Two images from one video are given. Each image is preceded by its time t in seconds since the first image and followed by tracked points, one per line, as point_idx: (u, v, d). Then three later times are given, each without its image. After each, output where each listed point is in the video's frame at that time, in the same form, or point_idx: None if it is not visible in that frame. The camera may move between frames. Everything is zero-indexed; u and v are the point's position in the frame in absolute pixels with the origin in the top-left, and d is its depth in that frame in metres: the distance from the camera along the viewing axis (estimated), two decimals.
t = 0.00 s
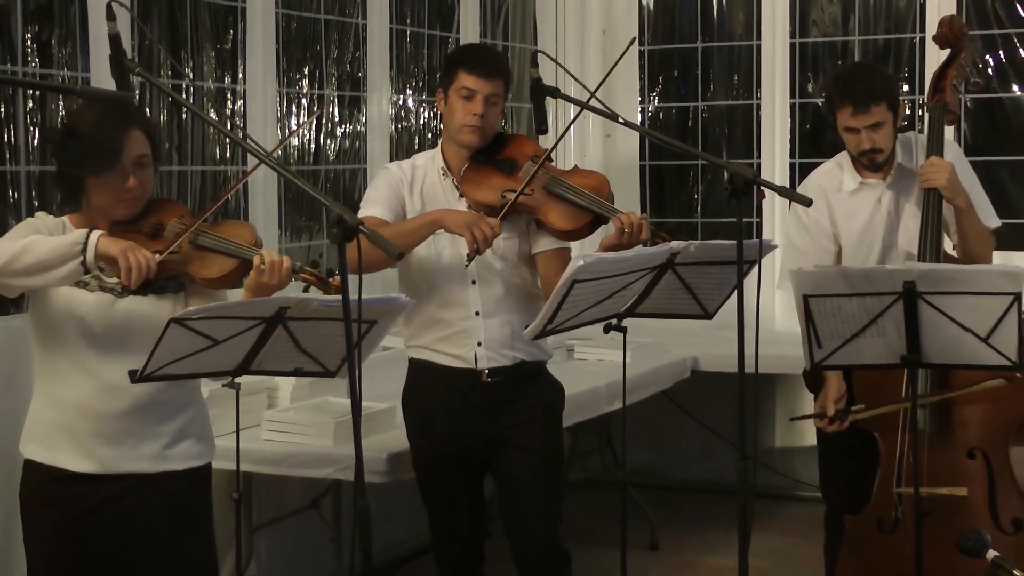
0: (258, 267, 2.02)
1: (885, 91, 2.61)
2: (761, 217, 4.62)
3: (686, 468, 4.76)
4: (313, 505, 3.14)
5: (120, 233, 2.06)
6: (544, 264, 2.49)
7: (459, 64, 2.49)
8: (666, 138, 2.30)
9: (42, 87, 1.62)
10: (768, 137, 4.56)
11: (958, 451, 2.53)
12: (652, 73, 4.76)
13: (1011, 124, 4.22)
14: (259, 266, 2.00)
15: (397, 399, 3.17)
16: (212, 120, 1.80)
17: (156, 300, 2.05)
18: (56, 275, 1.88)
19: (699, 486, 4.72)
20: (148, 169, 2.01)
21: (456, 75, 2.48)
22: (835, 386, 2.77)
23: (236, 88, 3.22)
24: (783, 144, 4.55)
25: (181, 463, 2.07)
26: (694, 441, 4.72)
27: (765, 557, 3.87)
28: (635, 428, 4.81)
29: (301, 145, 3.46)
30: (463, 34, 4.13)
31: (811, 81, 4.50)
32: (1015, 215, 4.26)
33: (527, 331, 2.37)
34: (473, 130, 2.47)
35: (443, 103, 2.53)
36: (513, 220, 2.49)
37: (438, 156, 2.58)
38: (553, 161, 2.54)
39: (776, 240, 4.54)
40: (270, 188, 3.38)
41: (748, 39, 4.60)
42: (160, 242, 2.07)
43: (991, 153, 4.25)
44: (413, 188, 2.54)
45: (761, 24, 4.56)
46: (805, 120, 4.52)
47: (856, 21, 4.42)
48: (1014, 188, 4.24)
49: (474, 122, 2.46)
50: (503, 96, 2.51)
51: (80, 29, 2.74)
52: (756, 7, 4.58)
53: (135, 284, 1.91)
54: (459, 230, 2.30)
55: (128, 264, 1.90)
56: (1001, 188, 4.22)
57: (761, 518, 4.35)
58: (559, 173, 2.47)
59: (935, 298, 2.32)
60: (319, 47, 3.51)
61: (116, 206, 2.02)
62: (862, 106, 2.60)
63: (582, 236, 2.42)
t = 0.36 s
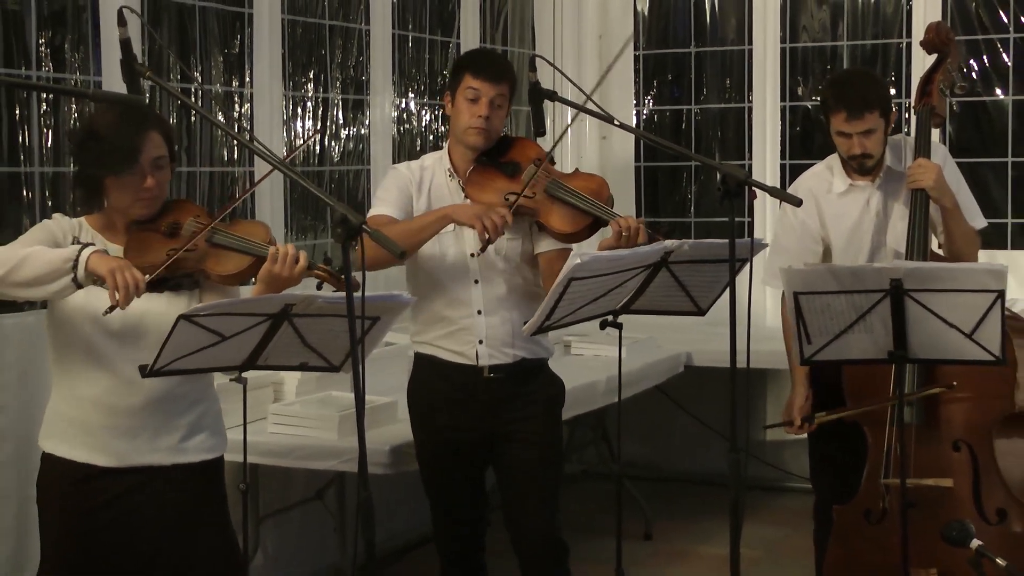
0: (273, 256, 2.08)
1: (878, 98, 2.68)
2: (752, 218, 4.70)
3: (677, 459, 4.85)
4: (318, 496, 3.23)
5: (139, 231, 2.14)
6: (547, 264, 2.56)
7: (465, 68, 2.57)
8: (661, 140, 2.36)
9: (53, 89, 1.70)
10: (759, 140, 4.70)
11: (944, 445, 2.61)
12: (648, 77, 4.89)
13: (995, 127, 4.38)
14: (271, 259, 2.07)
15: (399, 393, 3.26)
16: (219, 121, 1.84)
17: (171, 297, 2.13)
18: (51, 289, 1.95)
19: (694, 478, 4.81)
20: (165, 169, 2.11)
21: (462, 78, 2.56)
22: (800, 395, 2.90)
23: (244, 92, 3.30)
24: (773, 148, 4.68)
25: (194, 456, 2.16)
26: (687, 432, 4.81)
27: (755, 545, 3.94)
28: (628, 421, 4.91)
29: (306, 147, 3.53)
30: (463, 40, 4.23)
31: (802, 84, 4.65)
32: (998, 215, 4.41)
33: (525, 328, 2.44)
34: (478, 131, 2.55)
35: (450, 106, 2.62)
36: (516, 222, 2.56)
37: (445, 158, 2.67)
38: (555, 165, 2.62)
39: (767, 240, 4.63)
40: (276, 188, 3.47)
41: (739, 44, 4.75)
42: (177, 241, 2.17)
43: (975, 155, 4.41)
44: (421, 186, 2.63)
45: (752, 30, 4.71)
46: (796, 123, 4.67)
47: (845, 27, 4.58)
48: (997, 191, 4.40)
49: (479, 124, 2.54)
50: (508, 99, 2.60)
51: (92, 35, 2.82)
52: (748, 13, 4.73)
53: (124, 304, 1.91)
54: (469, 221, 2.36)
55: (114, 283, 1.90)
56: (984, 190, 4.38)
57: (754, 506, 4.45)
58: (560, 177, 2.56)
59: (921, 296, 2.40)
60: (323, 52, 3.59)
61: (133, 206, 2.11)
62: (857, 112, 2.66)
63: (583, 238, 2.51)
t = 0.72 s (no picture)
0: (281, 262, 2.19)
1: (883, 111, 2.73)
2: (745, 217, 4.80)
3: (675, 451, 4.99)
4: (324, 486, 3.31)
5: (149, 230, 2.24)
6: (553, 259, 2.64)
7: (478, 65, 2.66)
8: (657, 139, 2.43)
9: (67, 93, 1.78)
10: (753, 141, 4.83)
11: (935, 436, 2.69)
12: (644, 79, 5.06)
13: (982, 128, 4.49)
14: (279, 265, 2.17)
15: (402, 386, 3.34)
16: (229, 123, 1.92)
17: (181, 294, 2.21)
18: (90, 273, 2.04)
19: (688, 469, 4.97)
20: (175, 171, 2.19)
21: (475, 76, 2.65)
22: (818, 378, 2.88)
23: (252, 94, 3.38)
24: (765, 149, 4.82)
25: (201, 447, 2.24)
26: (681, 423, 4.98)
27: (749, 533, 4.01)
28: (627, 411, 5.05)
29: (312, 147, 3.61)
30: (465, 44, 4.32)
31: (794, 86, 4.79)
32: (984, 214, 4.53)
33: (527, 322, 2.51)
34: (488, 128, 2.63)
35: (462, 102, 2.70)
36: (523, 217, 2.65)
37: (457, 155, 2.75)
38: (562, 162, 2.69)
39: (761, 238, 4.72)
40: (283, 188, 3.54)
41: (733, 48, 4.90)
42: (187, 241, 2.25)
43: (962, 156, 4.53)
44: (430, 185, 2.69)
45: (745, 34, 4.86)
46: (788, 124, 4.81)
47: (835, 30, 4.70)
48: (984, 190, 4.51)
49: (489, 120, 2.63)
50: (519, 96, 2.68)
51: (105, 39, 2.90)
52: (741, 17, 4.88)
53: (165, 278, 2.07)
54: (466, 228, 2.42)
55: (157, 260, 2.05)
56: (971, 189, 4.50)
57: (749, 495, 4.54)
58: (567, 174, 2.64)
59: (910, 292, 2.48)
60: (329, 55, 3.68)
61: (143, 206, 2.19)
62: (861, 123, 2.72)
63: (587, 233, 2.60)
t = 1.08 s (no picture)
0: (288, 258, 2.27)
1: (863, 98, 2.83)
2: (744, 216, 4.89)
3: (675, 445, 5.18)
4: (334, 479, 3.40)
5: (163, 230, 2.32)
6: (562, 255, 2.73)
7: (489, 69, 2.73)
8: (657, 143, 2.49)
9: (85, 99, 1.89)
10: (751, 143, 4.94)
11: (925, 430, 2.76)
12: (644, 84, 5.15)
13: (972, 131, 4.60)
14: (288, 260, 2.26)
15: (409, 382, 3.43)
16: (242, 126, 2.02)
17: (196, 293, 2.32)
18: (104, 299, 2.13)
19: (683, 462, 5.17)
20: (189, 172, 2.28)
21: (485, 79, 2.72)
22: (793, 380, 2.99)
23: (264, 98, 3.46)
24: (763, 150, 4.92)
25: (215, 441, 2.32)
26: (680, 418, 5.18)
27: (748, 525, 4.09)
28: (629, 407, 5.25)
29: (322, 149, 3.70)
30: (472, 50, 4.42)
31: (790, 91, 4.89)
32: (974, 214, 4.63)
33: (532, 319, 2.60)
34: (498, 129, 2.71)
35: (473, 104, 2.77)
36: (531, 215, 2.73)
37: (470, 156, 2.82)
38: (569, 161, 2.78)
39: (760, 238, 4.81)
40: (295, 189, 3.63)
41: (731, 53, 5.02)
42: (201, 240, 2.35)
43: (954, 157, 4.64)
44: (446, 183, 2.79)
45: (743, 39, 4.97)
46: (784, 127, 4.90)
47: (831, 36, 4.81)
48: (975, 191, 4.62)
49: (499, 122, 2.70)
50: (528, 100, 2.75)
51: (121, 43, 3.00)
52: (739, 23, 5.00)
53: (174, 307, 2.10)
54: (480, 218, 2.52)
55: (164, 290, 2.09)
56: (963, 189, 4.60)
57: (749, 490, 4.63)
58: (572, 173, 2.72)
59: (903, 290, 2.56)
60: (339, 60, 3.76)
61: (159, 207, 2.28)
62: (842, 110, 2.81)
63: (590, 230, 2.68)
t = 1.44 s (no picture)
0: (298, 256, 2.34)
1: (845, 87, 2.94)
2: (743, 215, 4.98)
3: (674, 436, 5.31)
4: (344, 469, 3.49)
5: (177, 229, 2.39)
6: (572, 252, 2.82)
7: (505, 69, 2.80)
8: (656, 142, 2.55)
9: (103, 101, 1.96)
10: (748, 143, 5.05)
11: (917, 421, 2.86)
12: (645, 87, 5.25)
13: (964, 133, 4.68)
14: (299, 259, 2.33)
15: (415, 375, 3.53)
16: (252, 126, 2.05)
17: (208, 290, 2.40)
18: (119, 296, 2.21)
19: (684, 453, 5.28)
20: (203, 172, 2.37)
21: (502, 79, 2.79)
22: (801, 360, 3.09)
23: (276, 100, 3.55)
24: (761, 150, 5.03)
25: (226, 434, 2.41)
26: (680, 411, 5.29)
27: (747, 515, 4.18)
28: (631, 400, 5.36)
29: (333, 150, 3.79)
30: (477, 52, 4.51)
31: (787, 92, 5.00)
32: (966, 212, 4.71)
33: (536, 315, 2.69)
34: (514, 128, 2.79)
35: (490, 103, 2.85)
36: (544, 212, 2.81)
37: (485, 155, 2.91)
38: (582, 160, 2.85)
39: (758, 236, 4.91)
40: (306, 189, 3.72)
41: (731, 56, 5.10)
42: (213, 238, 2.41)
43: (945, 158, 4.72)
44: (459, 181, 2.87)
45: (742, 42, 5.07)
46: (782, 128, 5.01)
47: (827, 39, 4.92)
48: (967, 190, 4.70)
49: (515, 121, 2.78)
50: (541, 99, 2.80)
51: (138, 48, 3.09)
52: (738, 26, 5.08)
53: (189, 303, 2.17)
54: (486, 220, 2.59)
55: (178, 286, 2.16)
56: (955, 188, 4.68)
57: (748, 481, 4.72)
58: (586, 171, 2.79)
59: (897, 286, 2.63)
60: (348, 63, 3.84)
61: (173, 206, 2.35)
62: (825, 99, 2.93)
63: (602, 227, 2.76)
